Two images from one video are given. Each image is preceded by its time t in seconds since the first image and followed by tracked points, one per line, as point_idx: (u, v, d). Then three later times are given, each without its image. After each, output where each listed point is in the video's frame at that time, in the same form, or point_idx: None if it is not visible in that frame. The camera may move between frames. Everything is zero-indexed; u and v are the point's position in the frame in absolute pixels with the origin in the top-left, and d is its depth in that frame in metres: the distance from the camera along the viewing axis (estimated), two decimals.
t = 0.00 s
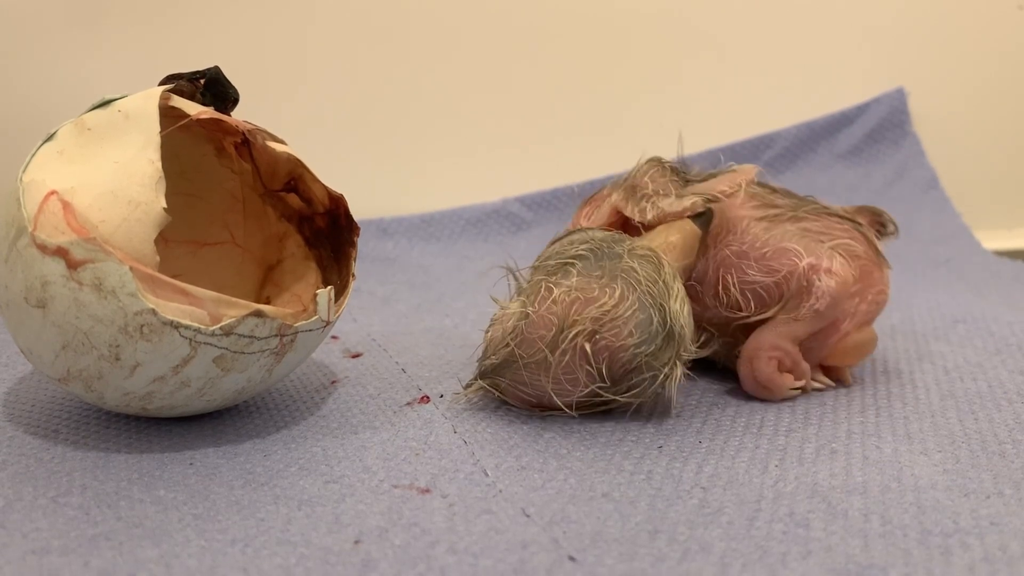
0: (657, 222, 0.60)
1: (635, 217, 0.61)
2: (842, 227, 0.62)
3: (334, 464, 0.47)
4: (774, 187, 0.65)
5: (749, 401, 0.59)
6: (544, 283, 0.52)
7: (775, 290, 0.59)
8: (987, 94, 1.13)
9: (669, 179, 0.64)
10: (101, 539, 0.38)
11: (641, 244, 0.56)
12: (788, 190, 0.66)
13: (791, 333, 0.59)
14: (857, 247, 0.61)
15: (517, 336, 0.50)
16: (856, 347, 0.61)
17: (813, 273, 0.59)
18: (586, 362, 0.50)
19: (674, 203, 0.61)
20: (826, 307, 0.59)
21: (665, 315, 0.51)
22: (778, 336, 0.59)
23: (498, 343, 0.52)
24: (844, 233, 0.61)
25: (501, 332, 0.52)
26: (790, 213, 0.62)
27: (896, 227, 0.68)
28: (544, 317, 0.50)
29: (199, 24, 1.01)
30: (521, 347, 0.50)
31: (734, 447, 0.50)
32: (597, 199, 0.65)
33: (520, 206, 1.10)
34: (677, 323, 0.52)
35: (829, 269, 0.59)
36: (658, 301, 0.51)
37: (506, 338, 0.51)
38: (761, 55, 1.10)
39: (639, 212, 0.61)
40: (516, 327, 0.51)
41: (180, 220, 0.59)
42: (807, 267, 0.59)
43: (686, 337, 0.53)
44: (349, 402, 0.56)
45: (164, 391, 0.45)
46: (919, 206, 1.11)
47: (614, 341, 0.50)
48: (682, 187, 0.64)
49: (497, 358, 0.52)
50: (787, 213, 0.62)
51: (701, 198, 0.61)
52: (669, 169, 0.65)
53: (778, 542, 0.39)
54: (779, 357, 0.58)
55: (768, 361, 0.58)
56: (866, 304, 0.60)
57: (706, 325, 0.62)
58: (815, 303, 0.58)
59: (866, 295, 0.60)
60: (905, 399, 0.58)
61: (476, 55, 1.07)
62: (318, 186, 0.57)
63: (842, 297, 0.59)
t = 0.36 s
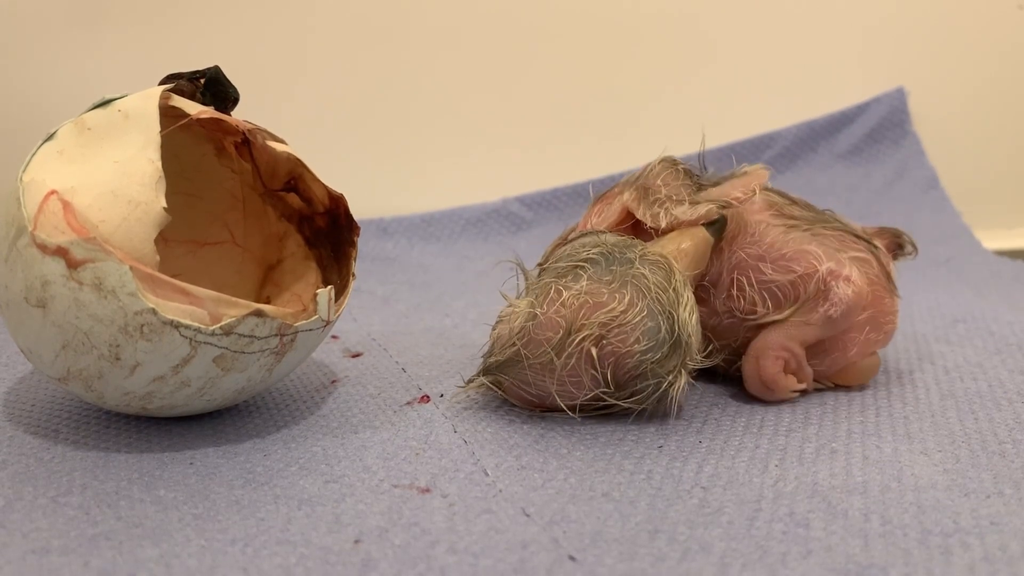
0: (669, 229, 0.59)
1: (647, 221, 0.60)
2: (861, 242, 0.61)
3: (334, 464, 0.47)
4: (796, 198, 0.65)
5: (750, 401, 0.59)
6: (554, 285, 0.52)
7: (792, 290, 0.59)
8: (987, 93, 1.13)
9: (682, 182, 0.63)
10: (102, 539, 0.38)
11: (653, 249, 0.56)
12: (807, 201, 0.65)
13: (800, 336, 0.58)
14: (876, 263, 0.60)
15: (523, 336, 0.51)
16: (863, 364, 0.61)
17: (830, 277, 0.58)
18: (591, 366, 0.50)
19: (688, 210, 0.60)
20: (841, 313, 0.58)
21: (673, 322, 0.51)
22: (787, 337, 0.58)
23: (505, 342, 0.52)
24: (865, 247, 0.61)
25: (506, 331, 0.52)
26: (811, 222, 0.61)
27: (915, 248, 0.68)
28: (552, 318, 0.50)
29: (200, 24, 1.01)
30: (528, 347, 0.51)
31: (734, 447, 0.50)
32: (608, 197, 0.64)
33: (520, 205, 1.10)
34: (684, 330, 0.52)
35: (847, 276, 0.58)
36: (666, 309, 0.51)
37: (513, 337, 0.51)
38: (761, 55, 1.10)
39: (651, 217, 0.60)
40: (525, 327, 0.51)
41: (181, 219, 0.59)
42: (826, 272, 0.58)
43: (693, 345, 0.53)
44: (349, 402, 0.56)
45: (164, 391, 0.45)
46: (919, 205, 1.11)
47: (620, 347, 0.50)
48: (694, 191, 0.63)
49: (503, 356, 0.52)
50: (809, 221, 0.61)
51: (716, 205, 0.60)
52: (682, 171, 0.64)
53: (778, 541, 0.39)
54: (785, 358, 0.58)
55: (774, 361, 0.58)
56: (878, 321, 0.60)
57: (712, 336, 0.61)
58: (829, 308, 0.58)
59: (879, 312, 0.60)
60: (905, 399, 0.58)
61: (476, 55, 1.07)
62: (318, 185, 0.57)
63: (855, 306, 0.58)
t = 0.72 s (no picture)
0: (628, 190, 0.63)
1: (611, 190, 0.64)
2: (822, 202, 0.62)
3: (334, 464, 0.47)
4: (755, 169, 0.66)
5: (750, 400, 0.59)
6: (523, 254, 0.54)
7: (744, 256, 0.60)
8: (987, 93, 1.13)
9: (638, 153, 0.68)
10: (102, 539, 0.38)
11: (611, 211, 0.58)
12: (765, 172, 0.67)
13: (750, 296, 0.60)
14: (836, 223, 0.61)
15: (504, 304, 0.52)
16: (837, 322, 0.60)
17: (779, 241, 0.59)
18: (568, 320, 0.51)
19: (644, 171, 0.64)
20: (790, 274, 0.59)
21: (639, 270, 0.53)
22: (738, 296, 0.60)
23: (488, 320, 0.54)
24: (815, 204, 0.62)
25: (491, 309, 0.54)
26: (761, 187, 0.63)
27: (875, 199, 0.68)
28: (525, 281, 0.52)
29: (200, 24, 1.01)
30: (507, 315, 0.52)
31: (734, 446, 0.50)
32: (578, 185, 0.68)
33: (520, 206, 1.09)
34: (652, 276, 0.54)
35: (797, 239, 0.59)
36: (631, 258, 0.53)
37: (494, 311, 0.53)
38: (761, 55, 1.10)
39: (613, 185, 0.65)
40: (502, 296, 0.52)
41: (181, 219, 0.59)
42: (773, 233, 0.59)
43: (664, 293, 0.55)
44: (349, 402, 0.56)
45: (164, 391, 0.45)
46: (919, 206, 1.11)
47: (592, 296, 0.51)
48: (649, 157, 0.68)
49: (489, 335, 0.53)
50: (765, 188, 0.62)
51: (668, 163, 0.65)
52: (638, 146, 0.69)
53: (778, 541, 0.39)
54: (734, 315, 0.60)
55: (721, 317, 0.60)
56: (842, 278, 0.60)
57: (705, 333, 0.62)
58: (778, 271, 0.59)
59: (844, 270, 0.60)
60: (905, 399, 0.58)
61: (476, 55, 1.07)
62: (318, 185, 0.57)
63: (807, 267, 0.59)
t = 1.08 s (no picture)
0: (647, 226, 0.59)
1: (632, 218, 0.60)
2: (854, 262, 0.58)
3: (334, 464, 0.47)
4: (805, 193, 0.61)
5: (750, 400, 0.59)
6: (523, 260, 0.55)
7: (741, 336, 0.57)
8: (988, 93, 1.13)
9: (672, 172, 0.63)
10: (102, 538, 0.38)
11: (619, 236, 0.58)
12: (819, 200, 0.61)
13: (740, 373, 0.58)
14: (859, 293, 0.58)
15: (493, 307, 0.53)
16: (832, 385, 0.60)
17: (780, 338, 0.56)
18: (540, 342, 0.51)
19: (668, 209, 0.59)
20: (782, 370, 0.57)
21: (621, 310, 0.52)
22: (728, 370, 0.59)
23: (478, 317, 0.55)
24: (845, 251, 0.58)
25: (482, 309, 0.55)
26: (792, 230, 0.58)
27: (934, 235, 0.64)
28: (512, 294, 0.53)
29: (201, 24, 1.01)
30: (490, 322, 0.53)
31: (734, 446, 0.50)
32: (614, 183, 0.64)
33: (520, 205, 1.09)
34: (634, 321, 0.52)
35: (802, 339, 0.56)
36: (616, 296, 0.52)
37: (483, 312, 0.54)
38: (761, 55, 1.10)
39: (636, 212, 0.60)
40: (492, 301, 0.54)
41: (181, 219, 0.59)
42: (775, 330, 0.56)
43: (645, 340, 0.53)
44: (349, 402, 0.56)
45: (164, 391, 0.45)
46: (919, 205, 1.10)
47: (568, 326, 0.51)
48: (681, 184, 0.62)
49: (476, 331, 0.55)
50: (796, 240, 0.58)
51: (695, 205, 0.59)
52: (676, 161, 0.63)
53: (778, 538, 0.39)
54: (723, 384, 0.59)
55: (710, 384, 0.59)
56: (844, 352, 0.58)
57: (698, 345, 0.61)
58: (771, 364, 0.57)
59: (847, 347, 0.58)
60: (905, 399, 0.58)
61: (476, 55, 1.07)
62: (318, 185, 0.57)
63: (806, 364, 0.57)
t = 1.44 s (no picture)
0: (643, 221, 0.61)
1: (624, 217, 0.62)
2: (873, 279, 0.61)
3: (334, 463, 0.47)
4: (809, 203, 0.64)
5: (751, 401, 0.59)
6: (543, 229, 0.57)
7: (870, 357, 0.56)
8: (987, 93, 1.13)
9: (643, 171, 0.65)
10: (102, 538, 0.38)
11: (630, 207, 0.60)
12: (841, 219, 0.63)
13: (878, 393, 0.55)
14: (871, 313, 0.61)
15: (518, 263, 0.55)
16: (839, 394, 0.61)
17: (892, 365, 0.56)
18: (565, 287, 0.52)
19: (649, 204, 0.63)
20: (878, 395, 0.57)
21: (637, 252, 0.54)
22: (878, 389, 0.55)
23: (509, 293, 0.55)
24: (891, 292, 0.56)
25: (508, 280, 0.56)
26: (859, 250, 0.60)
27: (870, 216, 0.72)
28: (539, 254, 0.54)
29: (201, 24, 1.01)
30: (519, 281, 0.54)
31: (734, 448, 0.50)
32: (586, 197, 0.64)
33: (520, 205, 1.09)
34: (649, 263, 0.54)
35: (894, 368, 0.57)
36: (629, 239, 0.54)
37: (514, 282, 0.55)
38: (761, 55, 1.10)
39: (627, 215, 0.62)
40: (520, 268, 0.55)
41: (181, 219, 0.59)
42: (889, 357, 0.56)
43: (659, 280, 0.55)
44: (349, 401, 0.56)
45: (164, 390, 0.45)
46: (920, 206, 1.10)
47: (590, 268, 0.52)
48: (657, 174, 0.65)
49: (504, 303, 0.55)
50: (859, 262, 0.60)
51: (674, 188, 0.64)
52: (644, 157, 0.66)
53: (777, 541, 0.39)
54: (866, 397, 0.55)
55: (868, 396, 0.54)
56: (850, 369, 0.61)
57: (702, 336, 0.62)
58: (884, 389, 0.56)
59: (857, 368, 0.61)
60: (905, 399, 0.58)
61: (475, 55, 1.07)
62: (318, 185, 0.57)
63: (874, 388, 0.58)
